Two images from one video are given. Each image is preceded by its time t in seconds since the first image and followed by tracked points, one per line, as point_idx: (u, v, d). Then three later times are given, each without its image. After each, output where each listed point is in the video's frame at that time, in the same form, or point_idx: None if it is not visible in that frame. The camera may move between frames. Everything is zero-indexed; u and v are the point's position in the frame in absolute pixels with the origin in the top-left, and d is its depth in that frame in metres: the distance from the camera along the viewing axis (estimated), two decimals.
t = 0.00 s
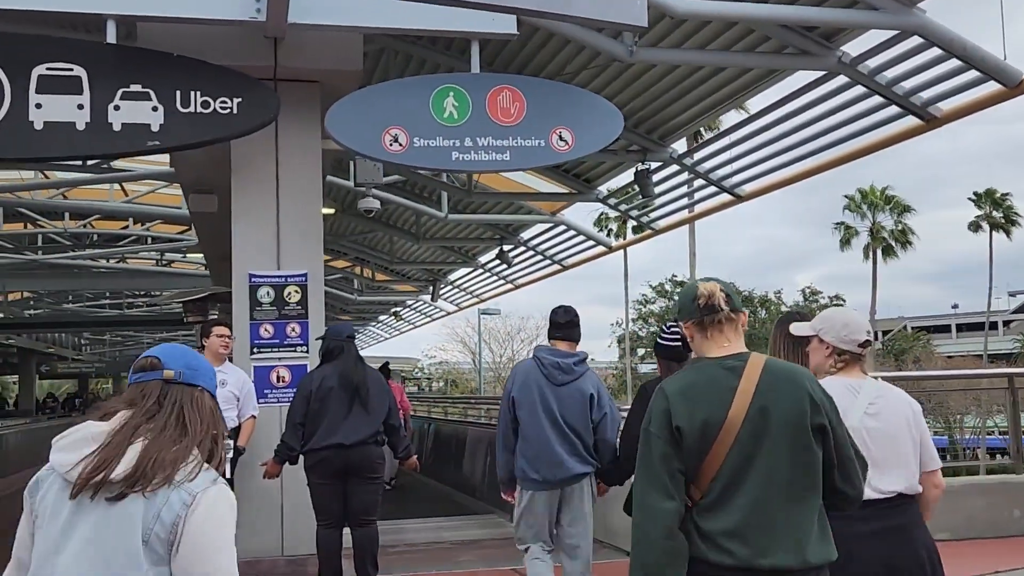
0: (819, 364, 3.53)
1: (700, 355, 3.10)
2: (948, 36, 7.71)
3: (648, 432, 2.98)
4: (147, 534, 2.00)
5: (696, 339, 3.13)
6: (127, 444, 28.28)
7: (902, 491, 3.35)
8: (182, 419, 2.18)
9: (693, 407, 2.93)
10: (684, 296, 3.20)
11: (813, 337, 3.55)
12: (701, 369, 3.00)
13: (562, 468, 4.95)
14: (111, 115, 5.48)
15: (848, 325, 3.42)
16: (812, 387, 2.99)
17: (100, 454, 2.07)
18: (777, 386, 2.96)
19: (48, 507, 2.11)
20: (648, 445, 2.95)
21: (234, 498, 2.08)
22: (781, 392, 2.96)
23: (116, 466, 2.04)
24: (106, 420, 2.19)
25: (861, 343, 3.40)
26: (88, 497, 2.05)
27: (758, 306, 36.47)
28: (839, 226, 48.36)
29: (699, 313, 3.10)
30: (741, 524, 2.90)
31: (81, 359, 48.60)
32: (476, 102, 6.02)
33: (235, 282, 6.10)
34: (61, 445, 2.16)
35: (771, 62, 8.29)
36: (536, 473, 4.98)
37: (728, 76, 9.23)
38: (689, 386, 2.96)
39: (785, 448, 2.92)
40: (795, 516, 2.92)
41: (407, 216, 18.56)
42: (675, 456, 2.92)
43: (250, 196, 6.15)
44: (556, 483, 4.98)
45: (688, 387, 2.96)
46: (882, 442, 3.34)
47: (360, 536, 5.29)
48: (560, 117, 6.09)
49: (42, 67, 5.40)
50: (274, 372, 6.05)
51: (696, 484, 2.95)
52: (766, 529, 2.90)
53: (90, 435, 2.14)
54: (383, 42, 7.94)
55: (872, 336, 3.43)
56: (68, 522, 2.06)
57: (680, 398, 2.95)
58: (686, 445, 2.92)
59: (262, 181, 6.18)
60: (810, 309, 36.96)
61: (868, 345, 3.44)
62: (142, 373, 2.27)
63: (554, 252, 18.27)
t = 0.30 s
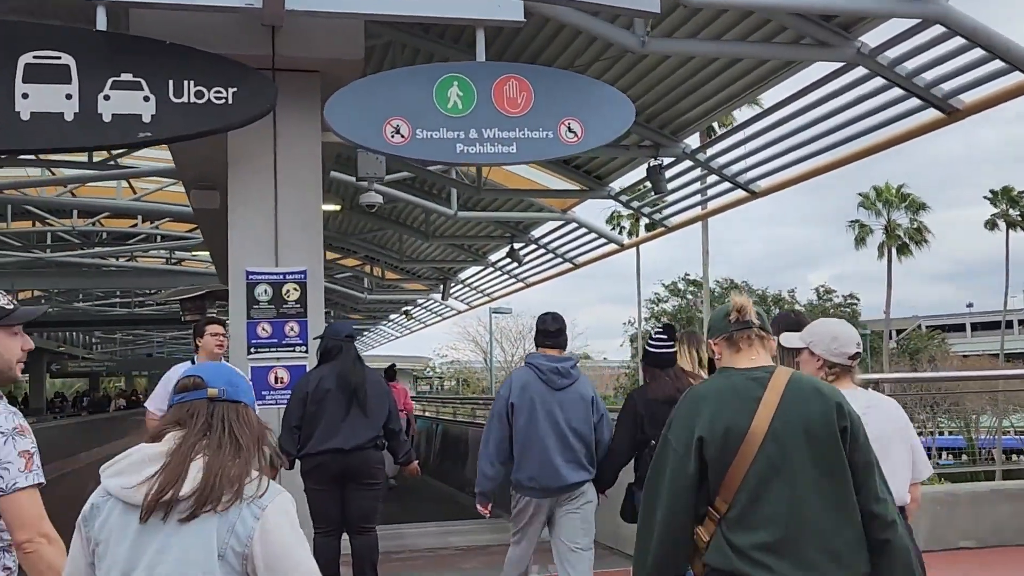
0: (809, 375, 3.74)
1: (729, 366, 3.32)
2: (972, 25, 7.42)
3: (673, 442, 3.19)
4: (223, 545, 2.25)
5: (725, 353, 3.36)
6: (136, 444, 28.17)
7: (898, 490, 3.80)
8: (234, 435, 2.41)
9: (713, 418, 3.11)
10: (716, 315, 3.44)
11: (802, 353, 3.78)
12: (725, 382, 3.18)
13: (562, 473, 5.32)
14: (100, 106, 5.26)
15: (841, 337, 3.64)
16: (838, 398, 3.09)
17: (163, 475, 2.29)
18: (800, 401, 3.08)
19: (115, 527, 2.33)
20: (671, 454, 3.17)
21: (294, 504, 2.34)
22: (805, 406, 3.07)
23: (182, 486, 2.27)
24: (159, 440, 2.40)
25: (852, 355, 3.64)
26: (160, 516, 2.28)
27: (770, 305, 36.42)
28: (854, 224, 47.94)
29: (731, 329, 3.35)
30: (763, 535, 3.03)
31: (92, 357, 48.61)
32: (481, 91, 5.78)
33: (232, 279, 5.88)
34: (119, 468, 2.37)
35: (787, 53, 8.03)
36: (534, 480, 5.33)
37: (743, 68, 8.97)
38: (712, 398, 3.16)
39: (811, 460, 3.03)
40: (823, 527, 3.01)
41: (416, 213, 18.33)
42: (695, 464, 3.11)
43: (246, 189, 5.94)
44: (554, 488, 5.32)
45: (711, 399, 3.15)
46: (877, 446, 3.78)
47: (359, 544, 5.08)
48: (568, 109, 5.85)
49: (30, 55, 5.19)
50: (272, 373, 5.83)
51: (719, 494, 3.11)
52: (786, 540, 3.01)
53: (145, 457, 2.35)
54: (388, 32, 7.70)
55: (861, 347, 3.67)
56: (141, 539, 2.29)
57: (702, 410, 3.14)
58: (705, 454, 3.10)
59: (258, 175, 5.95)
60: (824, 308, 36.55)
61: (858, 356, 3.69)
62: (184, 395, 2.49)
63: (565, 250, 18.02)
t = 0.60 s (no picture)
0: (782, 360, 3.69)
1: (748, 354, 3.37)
2: (997, 13, 7.14)
3: (693, 430, 3.27)
4: (250, 506, 2.35)
5: (744, 343, 3.40)
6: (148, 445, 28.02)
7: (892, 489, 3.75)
8: (259, 402, 2.52)
9: (730, 405, 3.19)
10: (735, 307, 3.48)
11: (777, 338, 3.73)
12: (743, 369, 3.25)
13: (538, 465, 5.46)
14: (87, 93, 5.06)
15: (819, 325, 3.65)
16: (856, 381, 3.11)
17: (190, 443, 2.40)
18: (816, 386, 3.12)
19: (151, 495, 2.46)
20: (692, 442, 3.25)
21: (319, 466, 2.44)
22: (821, 391, 3.11)
23: (207, 453, 2.38)
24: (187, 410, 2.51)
25: (830, 343, 3.63)
26: (190, 483, 2.39)
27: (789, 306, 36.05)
28: (873, 224, 47.36)
29: (750, 318, 3.38)
30: (784, 520, 3.06)
31: (108, 357, 48.57)
32: (484, 81, 5.55)
33: (226, 274, 5.69)
34: (151, 439, 2.49)
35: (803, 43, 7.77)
36: (518, 473, 5.43)
37: (759, 59, 8.71)
38: (729, 385, 3.22)
39: (829, 444, 3.07)
40: (843, 510, 3.04)
41: (427, 212, 18.10)
42: (715, 450, 3.18)
43: (241, 180, 5.73)
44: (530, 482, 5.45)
45: (729, 385, 3.22)
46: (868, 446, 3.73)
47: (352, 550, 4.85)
48: (576, 99, 5.62)
49: (14, 41, 5.01)
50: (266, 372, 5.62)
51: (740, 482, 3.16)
52: (806, 525, 3.04)
53: (174, 427, 2.46)
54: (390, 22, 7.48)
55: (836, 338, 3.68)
56: (174, 505, 2.41)
57: (719, 397, 3.22)
58: (722, 440, 3.17)
59: (253, 165, 5.75)
60: (841, 309, 36.08)
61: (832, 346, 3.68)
62: (209, 364, 2.60)
63: (578, 249, 17.75)
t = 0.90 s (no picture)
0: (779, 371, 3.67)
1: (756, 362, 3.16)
2: None
3: (708, 437, 3.00)
4: (313, 537, 2.17)
5: (748, 354, 3.22)
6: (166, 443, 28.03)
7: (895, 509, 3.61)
8: (316, 426, 2.32)
9: (752, 412, 2.95)
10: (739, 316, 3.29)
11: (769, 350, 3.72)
12: (760, 376, 3.04)
13: (527, 467, 5.32)
14: (78, 86, 4.88)
15: (811, 335, 3.67)
16: (870, 396, 3.00)
17: (252, 472, 2.20)
18: (836, 396, 2.97)
19: (209, 523, 2.25)
20: (709, 449, 2.97)
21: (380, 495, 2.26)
22: (840, 402, 2.96)
23: (271, 484, 2.18)
24: (249, 436, 2.29)
25: (822, 351, 3.67)
26: (249, 519, 2.18)
27: (809, 305, 35.74)
28: (896, 222, 46.89)
29: (756, 328, 3.20)
30: (803, 532, 2.87)
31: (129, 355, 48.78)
32: (488, 70, 5.37)
33: (226, 274, 5.52)
34: (211, 464, 2.27)
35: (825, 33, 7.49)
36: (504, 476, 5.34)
37: (779, 51, 8.44)
38: (749, 391, 2.99)
39: (848, 457, 2.92)
40: (861, 526, 2.89)
41: (442, 210, 17.93)
42: (736, 458, 2.92)
43: (240, 176, 5.55)
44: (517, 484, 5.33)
45: (748, 392, 2.99)
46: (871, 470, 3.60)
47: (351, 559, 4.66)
48: (586, 90, 5.40)
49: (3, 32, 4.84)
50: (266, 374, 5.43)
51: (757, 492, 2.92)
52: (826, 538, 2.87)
53: (232, 454, 2.26)
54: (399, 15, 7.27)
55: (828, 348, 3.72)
56: (234, 536, 2.21)
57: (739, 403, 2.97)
58: (744, 448, 2.92)
59: (253, 161, 5.57)
60: (863, 307, 35.65)
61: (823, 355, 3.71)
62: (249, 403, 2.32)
63: (595, 248, 17.53)
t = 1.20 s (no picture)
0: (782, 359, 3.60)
1: (750, 354, 3.16)
2: None
3: (708, 429, 3.01)
4: (385, 516, 2.16)
5: (741, 344, 3.22)
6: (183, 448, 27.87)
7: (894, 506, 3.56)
8: (376, 404, 2.26)
9: (750, 402, 2.96)
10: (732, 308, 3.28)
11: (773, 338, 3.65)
12: (755, 368, 3.05)
13: (541, 469, 5.12)
14: (71, 77, 4.71)
15: (816, 323, 3.59)
16: (862, 380, 3.04)
17: (321, 454, 2.15)
18: (831, 383, 3.00)
19: (273, 500, 2.19)
20: (709, 440, 2.99)
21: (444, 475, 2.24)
22: (836, 388, 2.99)
23: (343, 464, 2.14)
24: (310, 413, 2.24)
25: (829, 339, 3.58)
26: (319, 499, 2.14)
27: (831, 306, 35.33)
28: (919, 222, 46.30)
29: (751, 318, 3.20)
30: (801, 515, 2.92)
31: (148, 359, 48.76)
32: (499, 59, 5.15)
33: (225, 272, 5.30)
34: (274, 441, 2.21)
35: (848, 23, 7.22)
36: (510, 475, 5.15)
37: (801, 41, 8.17)
38: (745, 383, 3.01)
39: (846, 440, 2.95)
40: (860, 507, 2.93)
41: (458, 211, 17.70)
42: (736, 448, 2.95)
43: (240, 171, 5.35)
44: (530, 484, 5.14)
45: (745, 384, 3.01)
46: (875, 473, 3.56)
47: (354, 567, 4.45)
48: (602, 77, 5.17)
49: None
50: (268, 376, 5.22)
51: (756, 478, 2.97)
52: (825, 520, 2.92)
53: (297, 432, 2.20)
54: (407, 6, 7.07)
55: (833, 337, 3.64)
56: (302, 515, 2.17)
57: (737, 393, 2.99)
58: (744, 438, 2.95)
59: (254, 155, 5.37)
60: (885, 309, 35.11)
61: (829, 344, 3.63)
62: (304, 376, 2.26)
63: (613, 248, 17.26)
